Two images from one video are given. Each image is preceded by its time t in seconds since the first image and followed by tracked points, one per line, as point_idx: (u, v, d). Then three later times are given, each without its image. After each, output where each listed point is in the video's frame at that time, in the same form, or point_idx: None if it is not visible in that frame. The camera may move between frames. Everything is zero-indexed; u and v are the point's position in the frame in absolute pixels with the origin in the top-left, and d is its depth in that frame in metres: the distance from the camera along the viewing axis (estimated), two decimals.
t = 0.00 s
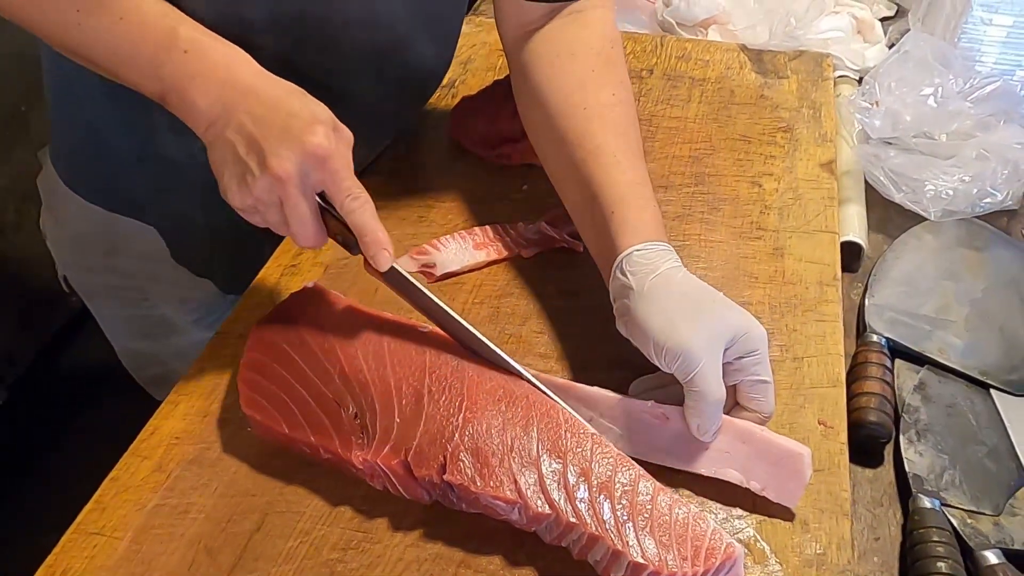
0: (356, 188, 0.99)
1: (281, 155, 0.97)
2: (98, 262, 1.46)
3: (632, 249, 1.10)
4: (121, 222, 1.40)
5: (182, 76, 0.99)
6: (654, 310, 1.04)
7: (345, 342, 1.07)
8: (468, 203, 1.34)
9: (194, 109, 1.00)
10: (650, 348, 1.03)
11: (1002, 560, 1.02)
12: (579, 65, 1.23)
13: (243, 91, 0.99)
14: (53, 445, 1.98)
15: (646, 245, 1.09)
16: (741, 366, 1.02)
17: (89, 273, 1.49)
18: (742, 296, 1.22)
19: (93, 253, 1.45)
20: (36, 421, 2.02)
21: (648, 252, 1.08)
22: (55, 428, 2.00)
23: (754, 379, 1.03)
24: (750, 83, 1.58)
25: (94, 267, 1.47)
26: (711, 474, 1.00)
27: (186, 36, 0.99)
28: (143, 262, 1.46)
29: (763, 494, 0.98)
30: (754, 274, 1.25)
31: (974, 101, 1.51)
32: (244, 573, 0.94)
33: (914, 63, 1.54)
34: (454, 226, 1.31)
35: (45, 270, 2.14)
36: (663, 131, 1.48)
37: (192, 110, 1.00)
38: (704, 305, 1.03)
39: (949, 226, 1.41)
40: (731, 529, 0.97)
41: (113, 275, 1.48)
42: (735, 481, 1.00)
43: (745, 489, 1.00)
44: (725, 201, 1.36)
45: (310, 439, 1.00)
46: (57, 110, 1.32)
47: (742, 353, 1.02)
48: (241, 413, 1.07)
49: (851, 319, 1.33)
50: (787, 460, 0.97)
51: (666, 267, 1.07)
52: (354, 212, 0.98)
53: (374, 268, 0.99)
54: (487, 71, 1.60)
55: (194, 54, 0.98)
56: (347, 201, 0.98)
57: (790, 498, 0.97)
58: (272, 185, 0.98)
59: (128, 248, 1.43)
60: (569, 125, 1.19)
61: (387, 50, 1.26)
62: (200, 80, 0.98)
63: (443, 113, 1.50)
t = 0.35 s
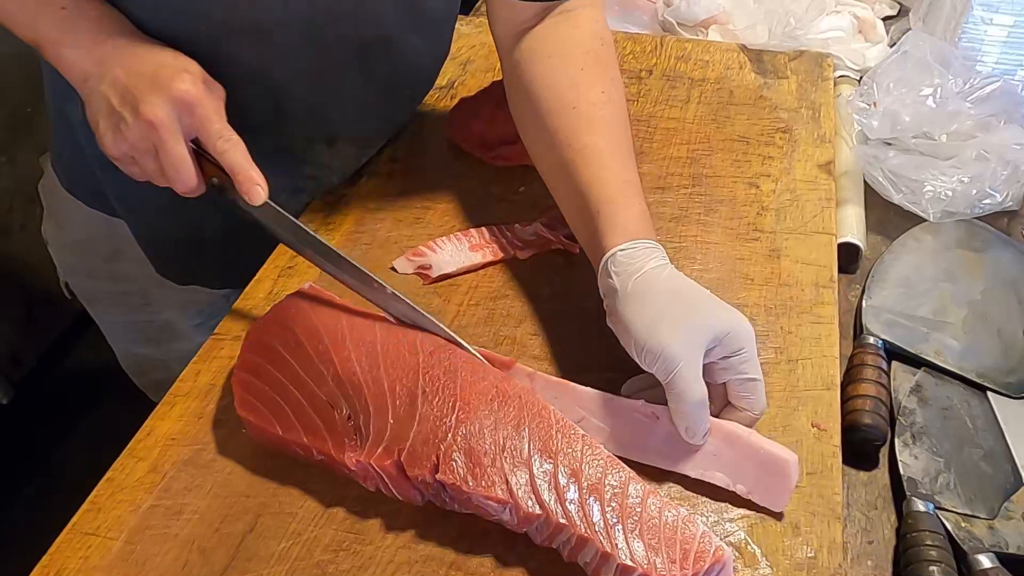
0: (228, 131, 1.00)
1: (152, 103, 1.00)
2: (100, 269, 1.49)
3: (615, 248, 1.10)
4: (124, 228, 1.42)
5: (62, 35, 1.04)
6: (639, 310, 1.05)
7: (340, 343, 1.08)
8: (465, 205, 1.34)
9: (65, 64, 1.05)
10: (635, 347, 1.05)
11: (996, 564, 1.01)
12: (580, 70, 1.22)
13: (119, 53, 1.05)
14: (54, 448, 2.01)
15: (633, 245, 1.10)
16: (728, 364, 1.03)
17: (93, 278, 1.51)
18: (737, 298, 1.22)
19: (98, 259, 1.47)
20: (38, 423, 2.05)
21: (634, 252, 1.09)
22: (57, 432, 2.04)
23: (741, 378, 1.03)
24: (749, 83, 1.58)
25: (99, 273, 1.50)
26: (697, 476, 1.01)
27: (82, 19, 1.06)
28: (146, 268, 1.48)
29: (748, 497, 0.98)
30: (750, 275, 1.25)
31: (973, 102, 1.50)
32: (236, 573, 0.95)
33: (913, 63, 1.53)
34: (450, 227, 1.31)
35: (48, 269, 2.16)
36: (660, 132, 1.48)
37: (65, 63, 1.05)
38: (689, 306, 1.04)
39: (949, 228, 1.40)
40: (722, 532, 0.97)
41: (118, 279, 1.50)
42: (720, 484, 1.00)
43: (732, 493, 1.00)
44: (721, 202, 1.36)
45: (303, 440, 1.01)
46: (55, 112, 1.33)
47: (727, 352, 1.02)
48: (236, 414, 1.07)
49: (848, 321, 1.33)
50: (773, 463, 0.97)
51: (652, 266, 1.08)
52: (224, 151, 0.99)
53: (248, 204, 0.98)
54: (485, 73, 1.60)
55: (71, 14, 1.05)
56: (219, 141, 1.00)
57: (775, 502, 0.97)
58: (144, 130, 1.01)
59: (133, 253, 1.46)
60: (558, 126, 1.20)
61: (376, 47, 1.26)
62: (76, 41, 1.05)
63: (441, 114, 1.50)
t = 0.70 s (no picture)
0: (178, 177, 1.02)
1: (112, 183, 1.04)
2: (123, 286, 1.50)
3: (415, 109, 1.25)
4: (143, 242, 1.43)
5: (28, 123, 1.11)
6: (407, 161, 1.21)
7: (342, 339, 1.08)
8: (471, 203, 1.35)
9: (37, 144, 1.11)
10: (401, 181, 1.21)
11: (996, 570, 1.01)
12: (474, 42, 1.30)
13: (74, 127, 1.09)
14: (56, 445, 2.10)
15: (433, 108, 1.24)
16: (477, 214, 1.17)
17: (116, 295, 1.52)
18: (741, 298, 1.21)
19: (120, 275, 1.48)
20: (43, 420, 2.15)
21: (428, 113, 1.23)
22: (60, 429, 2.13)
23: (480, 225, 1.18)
24: (759, 81, 1.57)
25: (121, 289, 1.51)
26: (696, 466, 1.01)
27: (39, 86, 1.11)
28: (166, 282, 1.48)
29: (749, 478, 0.99)
30: (754, 276, 1.24)
31: (985, 102, 1.49)
32: (235, 565, 0.96)
33: (925, 61, 1.51)
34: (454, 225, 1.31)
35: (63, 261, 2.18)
36: (668, 130, 1.47)
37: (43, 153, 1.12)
38: (454, 155, 1.19)
39: (959, 229, 1.40)
40: (719, 533, 0.97)
41: (139, 294, 1.51)
42: (721, 471, 1.00)
43: (733, 484, 1.00)
44: (727, 201, 1.35)
45: (303, 436, 1.01)
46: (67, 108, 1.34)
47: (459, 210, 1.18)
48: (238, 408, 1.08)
49: (855, 322, 1.32)
50: (771, 447, 1.02)
51: (438, 130, 1.22)
52: (185, 203, 1.01)
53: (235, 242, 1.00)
54: (494, 70, 1.60)
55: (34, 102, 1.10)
56: (174, 195, 1.02)
57: (776, 483, 0.99)
58: (119, 212, 1.06)
59: (153, 267, 1.46)
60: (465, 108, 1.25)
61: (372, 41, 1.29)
62: (40, 122, 1.10)
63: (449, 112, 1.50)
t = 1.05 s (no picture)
0: (282, 237, 1.03)
1: (212, 245, 1.04)
2: (119, 279, 1.53)
3: (354, 135, 1.29)
4: (132, 240, 1.45)
5: (110, 187, 1.06)
6: (352, 184, 1.25)
7: (344, 335, 1.10)
8: (478, 202, 1.37)
9: (120, 204, 1.08)
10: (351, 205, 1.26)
11: None
12: (412, 44, 1.35)
13: (158, 186, 1.06)
14: (66, 442, 2.16)
15: (367, 131, 1.28)
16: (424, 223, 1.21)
17: (114, 292, 1.56)
18: (743, 301, 1.22)
19: (116, 273, 1.52)
20: (58, 413, 2.22)
21: (364, 138, 1.27)
22: (72, 426, 2.19)
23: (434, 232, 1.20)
24: (771, 84, 1.57)
25: (118, 286, 1.54)
26: (689, 467, 1.02)
27: (101, 133, 1.05)
28: (158, 279, 1.50)
29: (742, 481, 1.00)
30: (757, 279, 1.25)
31: (998, 108, 1.48)
32: (236, 552, 0.98)
33: (937, 67, 1.51)
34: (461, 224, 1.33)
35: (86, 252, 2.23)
36: (677, 132, 1.48)
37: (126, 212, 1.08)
38: (389, 172, 1.22)
39: (969, 236, 1.38)
40: (711, 534, 0.98)
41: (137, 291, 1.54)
42: (713, 472, 1.01)
43: (725, 486, 1.01)
44: (733, 204, 1.36)
45: (304, 428, 1.03)
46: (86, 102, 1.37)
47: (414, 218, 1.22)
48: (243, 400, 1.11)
49: (859, 328, 1.32)
50: (767, 449, 1.02)
51: (373, 150, 1.26)
52: (289, 262, 1.03)
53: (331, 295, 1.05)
54: (507, 70, 1.62)
55: (112, 164, 1.05)
56: (279, 254, 1.03)
57: (769, 486, 1.00)
58: (216, 270, 1.06)
59: (146, 265, 1.48)
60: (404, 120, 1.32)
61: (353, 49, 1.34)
62: (123, 188, 1.06)
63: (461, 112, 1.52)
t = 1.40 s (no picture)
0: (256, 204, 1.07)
1: (187, 200, 1.07)
2: (110, 264, 1.57)
3: (341, 143, 1.33)
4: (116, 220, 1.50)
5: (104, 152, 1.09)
6: (338, 191, 1.29)
7: (347, 327, 1.13)
8: (485, 199, 1.39)
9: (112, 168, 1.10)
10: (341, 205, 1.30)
11: None
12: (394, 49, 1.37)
13: (149, 152, 1.09)
14: (66, 442, 2.21)
15: (352, 138, 1.32)
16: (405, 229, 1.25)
17: (103, 273, 1.60)
18: (744, 301, 1.23)
19: (104, 253, 1.56)
20: (64, 408, 2.28)
21: (349, 145, 1.31)
22: (72, 426, 2.25)
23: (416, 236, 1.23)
24: (783, 85, 1.57)
25: (106, 266, 1.58)
26: (682, 463, 1.03)
27: (101, 108, 1.09)
28: (147, 260, 1.55)
29: (734, 479, 1.01)
30: (759, 279, 1.25)
31: (1010, 111, 1.47)
32: (236, 535, 1.01)
33: (949, 69, 1.50)
34: (468, 220, 1.35)
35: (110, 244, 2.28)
36: (686, 131, 1.49)
37: (116, 175, 1.10)
38: (372, 178, 1.26)
39: (980, 239, 1.38)
40: (701, 530, 0.99)
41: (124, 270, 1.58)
42: (705, 469, 1.02)
43: (717, 482, 1.02)
44: (739, 204, 1.36)
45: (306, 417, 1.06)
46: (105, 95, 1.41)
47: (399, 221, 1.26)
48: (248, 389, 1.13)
49: (863, 330, 1.32)
50: (759, 448, 1.03)
51: (357, 157, 1.29)
52: (258, 225, 1.07)
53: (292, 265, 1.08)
54: (519, 68, 1.63)
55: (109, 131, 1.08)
56: (251, 218, 1.07)
57: (760, 484, 1.01)
58: (188, 227, 1.09)
59: (133, 246, 1.53)
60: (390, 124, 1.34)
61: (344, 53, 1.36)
62: (117, 154, 1.09)
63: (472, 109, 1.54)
